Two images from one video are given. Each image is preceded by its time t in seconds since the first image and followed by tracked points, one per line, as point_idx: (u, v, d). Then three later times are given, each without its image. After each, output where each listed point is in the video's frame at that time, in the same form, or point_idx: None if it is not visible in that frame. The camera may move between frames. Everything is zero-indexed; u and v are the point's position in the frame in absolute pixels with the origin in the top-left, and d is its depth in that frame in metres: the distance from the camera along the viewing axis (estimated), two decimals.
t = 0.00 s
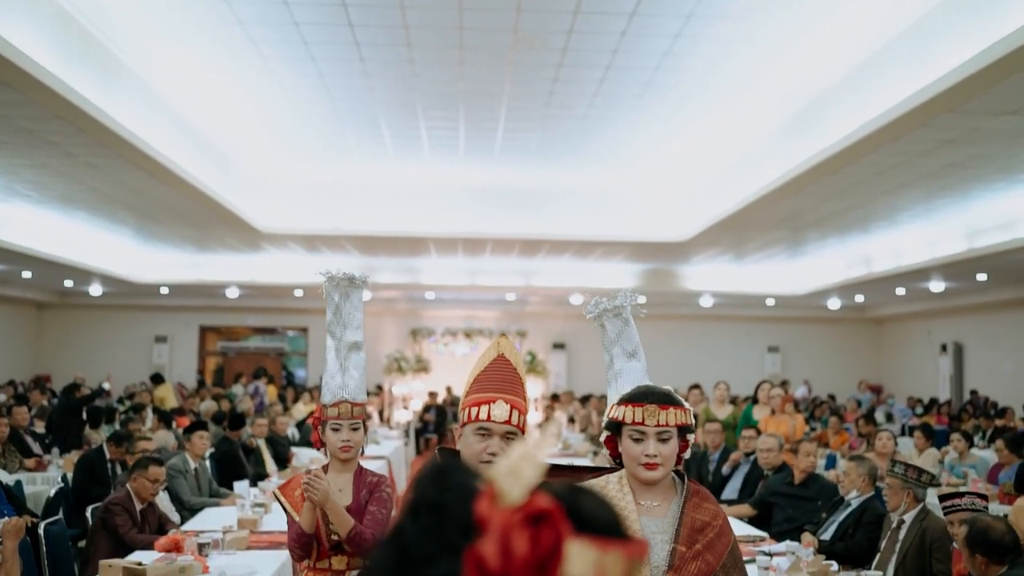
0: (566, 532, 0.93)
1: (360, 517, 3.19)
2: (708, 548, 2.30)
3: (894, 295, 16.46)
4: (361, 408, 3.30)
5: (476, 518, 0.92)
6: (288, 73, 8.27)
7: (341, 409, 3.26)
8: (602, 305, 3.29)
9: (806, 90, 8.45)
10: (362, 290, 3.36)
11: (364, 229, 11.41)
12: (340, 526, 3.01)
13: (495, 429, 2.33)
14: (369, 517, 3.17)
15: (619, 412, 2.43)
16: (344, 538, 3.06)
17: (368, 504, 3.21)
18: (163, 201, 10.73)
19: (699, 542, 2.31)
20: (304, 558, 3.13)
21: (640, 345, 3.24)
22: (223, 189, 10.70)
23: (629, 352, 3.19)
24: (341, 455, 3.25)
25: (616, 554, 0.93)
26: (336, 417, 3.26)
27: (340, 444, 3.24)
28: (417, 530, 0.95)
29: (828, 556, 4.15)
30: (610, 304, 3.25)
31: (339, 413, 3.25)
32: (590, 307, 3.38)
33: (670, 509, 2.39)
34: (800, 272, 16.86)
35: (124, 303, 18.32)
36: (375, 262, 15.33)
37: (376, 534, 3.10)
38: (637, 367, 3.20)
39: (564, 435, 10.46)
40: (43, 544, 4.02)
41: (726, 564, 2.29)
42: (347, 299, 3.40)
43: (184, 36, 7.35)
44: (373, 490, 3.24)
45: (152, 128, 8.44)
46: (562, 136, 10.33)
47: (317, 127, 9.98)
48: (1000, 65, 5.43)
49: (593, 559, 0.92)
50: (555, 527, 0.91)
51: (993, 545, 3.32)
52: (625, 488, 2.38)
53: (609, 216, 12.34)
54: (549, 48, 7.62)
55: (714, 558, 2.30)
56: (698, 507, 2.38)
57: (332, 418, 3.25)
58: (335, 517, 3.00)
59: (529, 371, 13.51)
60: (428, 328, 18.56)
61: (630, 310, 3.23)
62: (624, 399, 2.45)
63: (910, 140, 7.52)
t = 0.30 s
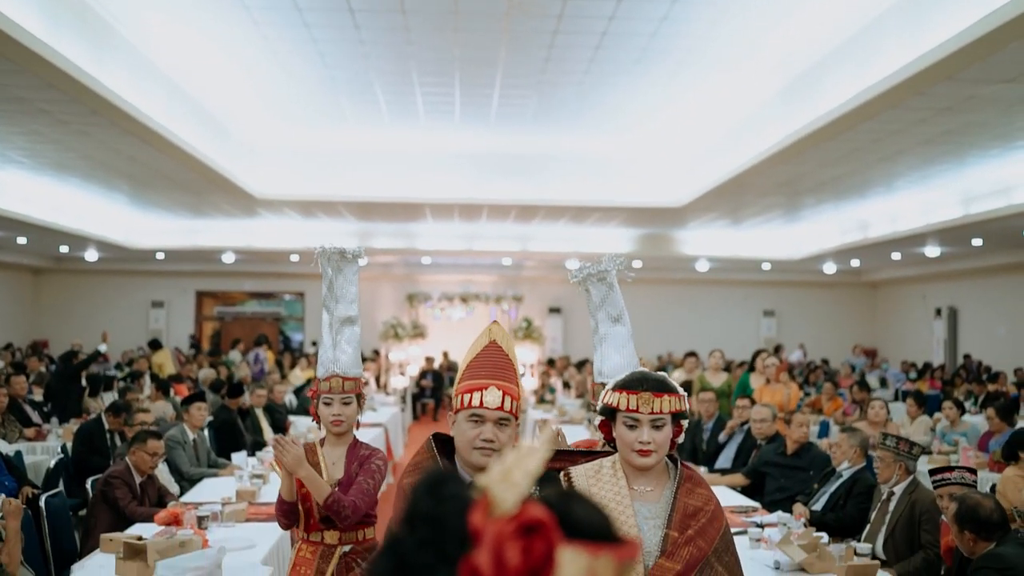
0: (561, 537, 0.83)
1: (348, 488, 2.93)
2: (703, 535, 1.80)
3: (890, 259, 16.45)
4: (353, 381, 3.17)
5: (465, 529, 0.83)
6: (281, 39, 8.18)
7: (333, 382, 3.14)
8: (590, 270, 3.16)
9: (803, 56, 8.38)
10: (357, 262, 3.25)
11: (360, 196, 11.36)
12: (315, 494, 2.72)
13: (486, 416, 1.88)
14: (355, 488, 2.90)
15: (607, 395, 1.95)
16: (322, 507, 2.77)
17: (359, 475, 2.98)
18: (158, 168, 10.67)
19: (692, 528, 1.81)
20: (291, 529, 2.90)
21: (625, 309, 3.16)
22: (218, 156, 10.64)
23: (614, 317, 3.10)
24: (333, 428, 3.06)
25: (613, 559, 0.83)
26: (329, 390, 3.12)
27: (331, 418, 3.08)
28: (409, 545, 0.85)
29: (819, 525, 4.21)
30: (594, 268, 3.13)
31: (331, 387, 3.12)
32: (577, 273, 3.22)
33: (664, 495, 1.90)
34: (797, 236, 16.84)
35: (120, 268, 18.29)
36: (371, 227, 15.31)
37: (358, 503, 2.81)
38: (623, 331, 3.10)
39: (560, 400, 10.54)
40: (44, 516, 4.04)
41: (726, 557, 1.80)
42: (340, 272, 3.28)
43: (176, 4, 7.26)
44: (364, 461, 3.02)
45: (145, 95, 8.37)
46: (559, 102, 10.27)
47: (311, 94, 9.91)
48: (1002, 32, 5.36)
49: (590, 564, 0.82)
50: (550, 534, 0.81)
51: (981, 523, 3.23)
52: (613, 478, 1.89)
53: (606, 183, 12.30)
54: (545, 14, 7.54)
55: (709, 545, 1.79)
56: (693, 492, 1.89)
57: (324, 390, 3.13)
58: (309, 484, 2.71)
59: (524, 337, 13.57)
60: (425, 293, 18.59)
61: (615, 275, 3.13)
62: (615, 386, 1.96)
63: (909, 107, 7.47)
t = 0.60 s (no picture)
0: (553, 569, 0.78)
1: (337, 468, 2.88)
2: (696, 516, 1.82)
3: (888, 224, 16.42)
4: (343, 360, 3.04)
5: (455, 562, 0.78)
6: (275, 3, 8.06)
7: (323, 360, 3.03)
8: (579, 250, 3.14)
9: (802, 22, 8.32)
10: (352, 242, 3.16)
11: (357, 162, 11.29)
12: (299, 476, 2.67)
13: (482, 400, 1.88)
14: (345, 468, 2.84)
15: (602, 379, 1.98)
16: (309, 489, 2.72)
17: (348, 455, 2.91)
18: (154, 134, 10.59)
19: (685, 510, 1.83)
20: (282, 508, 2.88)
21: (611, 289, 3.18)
22: (212, 121, 10.55)
23: (601, 297, 3.11)
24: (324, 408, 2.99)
25: None
26: (318, 368, 3.03)
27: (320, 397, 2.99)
28: None
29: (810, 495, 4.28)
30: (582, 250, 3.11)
31: (320, 365, 3.02)
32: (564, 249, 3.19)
33: (657, 477, 1.93)
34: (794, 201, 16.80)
35: (116, 233, 18.21)
36: (367, 192, 15.24)
37: (345, 483, 2.76)
38: (610, 311, 3.13)
39: (557, 367, 10.59)
40: (46, 489, 4.08)
41: (717, 537, 1.82)
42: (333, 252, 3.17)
43: None
44: (355, 441, 2.95)
45: (138, 61, 8.27)
46: (556, 67, 10.17)
47: (306, 59, 9.80)
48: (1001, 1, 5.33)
49: None
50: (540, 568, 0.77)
51: (975, 499, 3.14)
52: (607, 461, 1.92)
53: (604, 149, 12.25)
54: None
55: (702, 526, 1.81)
56: (685, 475, 1.91)
57: (314, 369, 3.03)
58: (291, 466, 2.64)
59: (520, 303, 13.59)
60: (422, 258, 18.58)
61: (602, 255, 3.10)
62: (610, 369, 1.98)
63: (908, 74, 7.44)
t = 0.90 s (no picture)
0: None
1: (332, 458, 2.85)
2: (690, 496, 1.84)
3: (886, 189, 16.37)
4: (338, 347, 2.95)
5: None
6: None
7: (315, 346, 2.93)
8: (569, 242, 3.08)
9: None
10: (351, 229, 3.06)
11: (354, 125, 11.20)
12: (297, 472, 2.65)
13: (480, 383, 1.90)
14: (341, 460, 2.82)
15: (597, 361, 2.00)
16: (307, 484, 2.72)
17: (344, 444, 2.88)
18: (149, 100, 10.51)
19: (679, 490, 1.86)
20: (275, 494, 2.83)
21: (604, 281, 3.14)
22: (207, 87, 10.45)
23: (593, 289, 3.08)
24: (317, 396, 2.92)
25: None
26: (312, 354, 2.92)
27: (313, 384, 2.92)
28: None
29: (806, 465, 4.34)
30: (573, 243, 3.05)
31: (313, 351, 2.92)
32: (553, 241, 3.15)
33: (651, 457, 1.97)
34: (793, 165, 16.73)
35: (113, 199, 18.15)
36: (364, 157, 15.19)
37: (343, 477, 2.75)
38: (602, 303, 3.09)
39: (554, 333, 10.63)
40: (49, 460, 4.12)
41: (709, 516, 1.85)
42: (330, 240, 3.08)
43: None
44: (350, 429, 2.92)
45: (132, 27, 8.19)
46: (554, 32, 10.08)
47: (302, 24, 9.68)
48: None
49: None
50: None
51: (976, 475, 2.93)
52: (602, 442, 1.96)
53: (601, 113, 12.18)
54: None
55: (696, 506, 1.84)
56: (679, 455, 1.95)
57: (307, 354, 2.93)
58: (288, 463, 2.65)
59: (518, 269, 13.59)
60: (420, 223, 18.56)
61: (595, 248, 3.06)
62: (605, 350, 2.00)
63: (906, 41, 7.41)
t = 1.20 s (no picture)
0: None
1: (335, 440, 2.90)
2: (685, 474, 1.88)
3: (886, 153, 16.31)
4: (338, 330, 2.99)
5: None
6: None
7: (316, 329, 2.97)
8: (567, 221, 3.16)
9: None
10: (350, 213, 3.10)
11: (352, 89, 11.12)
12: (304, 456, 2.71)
13: (480, 364, 1.94)
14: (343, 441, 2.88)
15: (594, 341, 2.03)
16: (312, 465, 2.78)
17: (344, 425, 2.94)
18: (146, 65, 10.43)
19: (674, 468, 1.90)
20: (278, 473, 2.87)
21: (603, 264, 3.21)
22: (204, 51, 10.36)
23: (591, 270, 3.14)
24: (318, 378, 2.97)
25: None
26: (312, 336, 2.97)
27: (314, 365, 2.96)
28: None
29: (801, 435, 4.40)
30: (572, 224, 3.13)
31: (314, 334, 2.97)
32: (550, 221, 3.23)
33: (647, 435, 2.01)
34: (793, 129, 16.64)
35: (111, 163, 18.09)
36: (363, 121, 15.11)
37: (349, 459, 2.81)
38: (600, 284, 3.14)
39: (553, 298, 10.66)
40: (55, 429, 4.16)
41: (704, 492, 1.89)
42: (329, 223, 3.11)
43: None
44: (352, 410, 2.96)
45: None
46: None
47: None
48: None
49: None
50: None
51: (980, 449, 2.86)
52: (598, 420, 2.00)
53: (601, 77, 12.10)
54: None
55: (691, 483, 1.88)
56: (673, 433, 1.99)
57: (308, 337, 2.97)
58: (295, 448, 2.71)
59: (517, 234, 13.58)
60: (419, 187, 18.51)
61: (594, 228, 3.14)
62: (600, 331, 2.04)
63: (908, 6, 7.35)
